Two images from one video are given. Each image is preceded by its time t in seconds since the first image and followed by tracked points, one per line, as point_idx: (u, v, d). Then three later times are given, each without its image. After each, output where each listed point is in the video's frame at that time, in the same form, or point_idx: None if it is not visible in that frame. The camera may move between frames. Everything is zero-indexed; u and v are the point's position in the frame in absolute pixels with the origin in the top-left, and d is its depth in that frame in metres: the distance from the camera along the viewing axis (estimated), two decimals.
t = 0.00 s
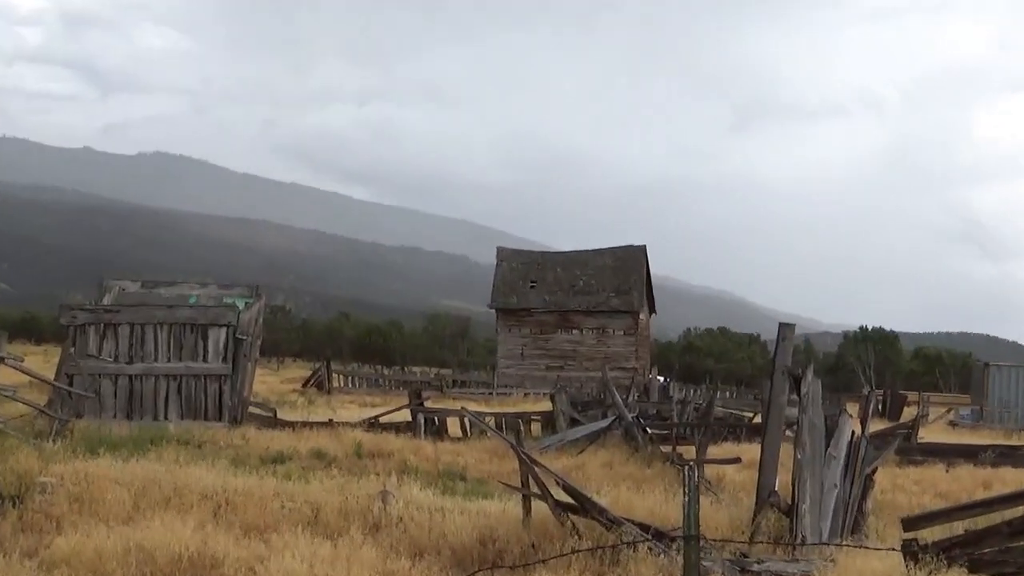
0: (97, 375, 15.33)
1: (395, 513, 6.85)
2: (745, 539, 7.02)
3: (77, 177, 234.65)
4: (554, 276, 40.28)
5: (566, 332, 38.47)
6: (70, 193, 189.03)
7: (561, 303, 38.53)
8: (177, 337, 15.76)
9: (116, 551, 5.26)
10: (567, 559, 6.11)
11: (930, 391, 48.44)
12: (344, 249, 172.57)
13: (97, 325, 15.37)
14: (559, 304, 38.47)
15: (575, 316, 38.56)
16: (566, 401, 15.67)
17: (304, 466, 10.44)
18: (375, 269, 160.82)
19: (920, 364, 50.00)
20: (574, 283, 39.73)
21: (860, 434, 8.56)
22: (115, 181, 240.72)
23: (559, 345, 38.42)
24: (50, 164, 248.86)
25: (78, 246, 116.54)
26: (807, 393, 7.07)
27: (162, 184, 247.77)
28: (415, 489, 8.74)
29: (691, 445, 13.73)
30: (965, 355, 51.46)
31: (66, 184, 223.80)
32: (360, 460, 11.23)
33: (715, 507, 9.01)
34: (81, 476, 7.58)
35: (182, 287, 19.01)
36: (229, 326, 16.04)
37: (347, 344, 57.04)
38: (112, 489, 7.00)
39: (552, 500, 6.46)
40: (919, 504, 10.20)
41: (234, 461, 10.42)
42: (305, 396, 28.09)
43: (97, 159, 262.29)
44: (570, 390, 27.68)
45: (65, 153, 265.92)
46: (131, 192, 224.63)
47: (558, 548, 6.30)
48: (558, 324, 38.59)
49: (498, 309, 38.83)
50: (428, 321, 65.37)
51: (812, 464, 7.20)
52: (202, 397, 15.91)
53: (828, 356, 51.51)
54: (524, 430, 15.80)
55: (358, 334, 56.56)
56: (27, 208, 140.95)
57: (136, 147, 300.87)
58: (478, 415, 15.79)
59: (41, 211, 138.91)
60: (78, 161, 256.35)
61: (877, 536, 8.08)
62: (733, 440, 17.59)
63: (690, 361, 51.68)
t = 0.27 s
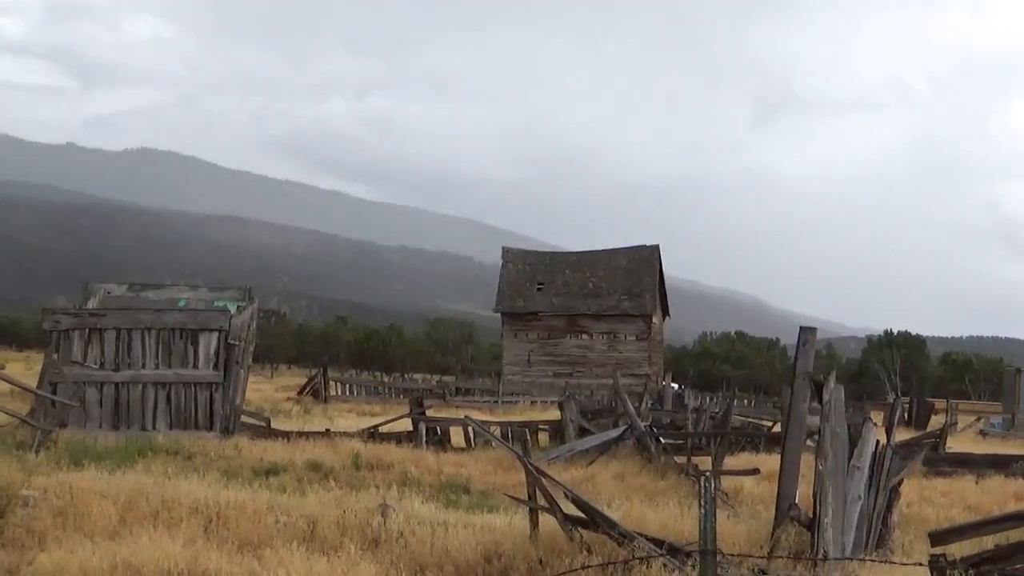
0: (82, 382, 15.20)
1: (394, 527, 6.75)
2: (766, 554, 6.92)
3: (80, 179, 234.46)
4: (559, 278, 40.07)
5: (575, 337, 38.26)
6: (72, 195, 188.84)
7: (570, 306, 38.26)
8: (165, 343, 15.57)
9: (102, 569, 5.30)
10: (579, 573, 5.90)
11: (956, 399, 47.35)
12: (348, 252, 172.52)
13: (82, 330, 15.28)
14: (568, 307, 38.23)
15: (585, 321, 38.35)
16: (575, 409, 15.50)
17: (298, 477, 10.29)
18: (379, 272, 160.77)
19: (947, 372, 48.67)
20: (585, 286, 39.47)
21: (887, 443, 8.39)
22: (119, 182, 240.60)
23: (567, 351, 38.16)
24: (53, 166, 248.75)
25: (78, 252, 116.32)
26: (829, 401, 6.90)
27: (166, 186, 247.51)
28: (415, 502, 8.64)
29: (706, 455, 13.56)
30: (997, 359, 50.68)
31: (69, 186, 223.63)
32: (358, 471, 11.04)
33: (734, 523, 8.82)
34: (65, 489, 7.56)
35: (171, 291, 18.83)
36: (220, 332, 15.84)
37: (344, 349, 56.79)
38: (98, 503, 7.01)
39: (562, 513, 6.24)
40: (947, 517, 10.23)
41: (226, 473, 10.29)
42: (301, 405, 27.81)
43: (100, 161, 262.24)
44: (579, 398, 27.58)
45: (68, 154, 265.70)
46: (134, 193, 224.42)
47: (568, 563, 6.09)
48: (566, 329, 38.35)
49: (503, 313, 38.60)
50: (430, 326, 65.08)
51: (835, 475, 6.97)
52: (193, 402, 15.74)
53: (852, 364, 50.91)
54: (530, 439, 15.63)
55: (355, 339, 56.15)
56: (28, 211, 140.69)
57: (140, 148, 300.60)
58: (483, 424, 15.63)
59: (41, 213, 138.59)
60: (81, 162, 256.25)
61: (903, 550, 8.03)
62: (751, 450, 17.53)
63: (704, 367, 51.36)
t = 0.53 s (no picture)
0: (52, 387, 15.07)
1: (380, 541, 6.91)
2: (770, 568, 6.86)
3: (78, 180, 233.86)
4: (554, 279, 39.86)
5: (570, 341, 38.09)
6: (68, 195, 188.05)
7: (564, 309, 38.04)
8: (138, 347, 15.43)
9: None
10: None
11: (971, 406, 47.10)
12: (345, 254, 172.36)
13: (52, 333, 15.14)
14: (563, 309, 38.00)
15: (580, 324, 38.13)
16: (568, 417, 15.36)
17: (276, 489, 10.23)
18: (375, 276, 160.63)
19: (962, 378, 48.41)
20: (578, 285, 39.25)
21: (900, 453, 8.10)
22: (116, 182, 239.77)
23: (561, 356, 37.99)
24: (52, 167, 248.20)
25: (70, 256, 115.90)
26: (838, 408, 6.73)
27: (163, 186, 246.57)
28: (401, 514, 8.70)
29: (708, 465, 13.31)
30: (1015, 364, 50.05)
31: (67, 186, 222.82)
32: (341, 482, 10.94)
33: (735, 537, 8.64)
34: (33, 501, 7.74)
35: (145, 293, 18.67)
36: (196, 335, 15.67)
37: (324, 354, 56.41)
38: (68, 514, 7.21)
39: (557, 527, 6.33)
40: (961, 530, 10.24)
41: (204, 484, 10.29)
42: (282, 413, 27.44)
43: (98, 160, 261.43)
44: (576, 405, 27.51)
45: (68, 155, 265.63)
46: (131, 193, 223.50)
47: None
48: (561, 333, 38.19)
49: (495, 316, 38.36)
50: (416, 329, 64.89)
51: (843, 485, 6.74)
52: (167, 406, 15.60)
53: (863, 370, 50.62)
54: (523, 448, 15.45)
55: (338, 344, 55.80)
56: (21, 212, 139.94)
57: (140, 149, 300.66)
58: (474, 432, 15.48)
59: (34, 215, 137.94)
60: (79, 162, 255.42)
61: (914, 565, 7.95)
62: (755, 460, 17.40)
63: (706, 371, 51.17)
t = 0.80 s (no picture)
0: (20, 391, 14.90)
1: (364, 553, 7.07)
2: None
3: (74, 178, 233.22)
4: (547, 279, 39.66)
5: (562, 344, 37.85)
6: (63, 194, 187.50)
7: (557, 309, 37.81)
8: (109, 350, 15.27)
9: None
10: None
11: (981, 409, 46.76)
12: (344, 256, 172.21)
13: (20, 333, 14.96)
14: (556, 310, 37.77)
15: (572, 327, 37.93)
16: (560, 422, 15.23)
17: (253, 497, 10.15)
18: (373, 277, 160.49)
19: (973, 380, 48.08)
20: (572, 285, 39.02)
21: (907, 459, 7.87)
22: (113, 181, 239.20)
23: (552, 359, 37.78)
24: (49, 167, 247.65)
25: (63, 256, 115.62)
26: (844, 414, 6.56)
27: (160, 184, 245.72)
28: (387, 524, 8.71)
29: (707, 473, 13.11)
30: None
31: (60, 186, 221.78)
32: (322, 491, 10.82)
33: (734, 549, 8.51)
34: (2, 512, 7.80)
35: (118, 292, 18.49)
36: (170, 337, 15.50)
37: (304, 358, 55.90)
38: (36, 525, 7.28)
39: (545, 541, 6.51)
40: (972, 541, 10.09)
41: (178, 492, 10.22)
42: (260, 419, 27.12)
43: (95, 160, 261.06)
44: (570, 409, 27.27)
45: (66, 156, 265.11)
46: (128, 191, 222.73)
47: None
48: (554, 335, 37.98)
49: (484, 317, 38.14)
50: (402, 330, 64.61)
51: (849, 493, 6.57)
52: (140, 411, 15.42)
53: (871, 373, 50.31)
54: (513, 456, 15.26)
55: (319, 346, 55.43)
56: (13, 211, 139.60)
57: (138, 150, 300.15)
58: (462, 438, 15.31)
59: (26, 215, 137.62)
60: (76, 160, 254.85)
61: None
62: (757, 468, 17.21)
63: (708, 373, 50.94)
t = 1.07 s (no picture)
0: None
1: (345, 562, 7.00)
2: None
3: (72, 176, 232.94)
4: (539, 276, 39.50)
5: (555, 345, 37.69)
6: (56, 190, 186.87)
7: (550, 307, 37.65)
8: (78, 347, 15.10)
9: None
10: None
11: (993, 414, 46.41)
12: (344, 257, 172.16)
13: None
14: (549, 308, 37.58)
15: (566, 326, 37.74)
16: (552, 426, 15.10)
17: (228, 504, 10.01)
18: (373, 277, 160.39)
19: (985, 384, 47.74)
20: (566, 283, 38.85)
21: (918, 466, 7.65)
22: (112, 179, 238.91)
23: (543, 361, 37.65)
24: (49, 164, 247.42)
25: (53, 254, 115.18)
26: (850, 418, 6.36)
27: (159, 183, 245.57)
28: (370, 532, 8.61)
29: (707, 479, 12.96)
30: None
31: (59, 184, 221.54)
32: (301, 497, 10.68)
33: (735, 560, 8.32)
34: None
35: (89, 288, 18.29)
36: (143, 335, 15.35)
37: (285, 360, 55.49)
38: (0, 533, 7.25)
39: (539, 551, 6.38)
40: (984, 553, 9.89)
41: (150, 498, 10.09)
42: (238, 421, 26.78)
43: (92, 157, 260.50)
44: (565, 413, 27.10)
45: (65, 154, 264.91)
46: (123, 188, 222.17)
47: None
48: (546, 337, 37.81)
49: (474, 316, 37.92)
50: (388, 330, 64.40)
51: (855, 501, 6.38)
52: (111, 413, 15.32)
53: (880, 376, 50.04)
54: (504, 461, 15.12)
55: (300, 346, 55.16)
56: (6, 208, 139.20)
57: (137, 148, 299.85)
58: (450, 442, 15.14)
59: (19, 212, 137.21)
60: (72, 157, 254.25)
61: None
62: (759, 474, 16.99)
63: (709, 374, 50.78)
